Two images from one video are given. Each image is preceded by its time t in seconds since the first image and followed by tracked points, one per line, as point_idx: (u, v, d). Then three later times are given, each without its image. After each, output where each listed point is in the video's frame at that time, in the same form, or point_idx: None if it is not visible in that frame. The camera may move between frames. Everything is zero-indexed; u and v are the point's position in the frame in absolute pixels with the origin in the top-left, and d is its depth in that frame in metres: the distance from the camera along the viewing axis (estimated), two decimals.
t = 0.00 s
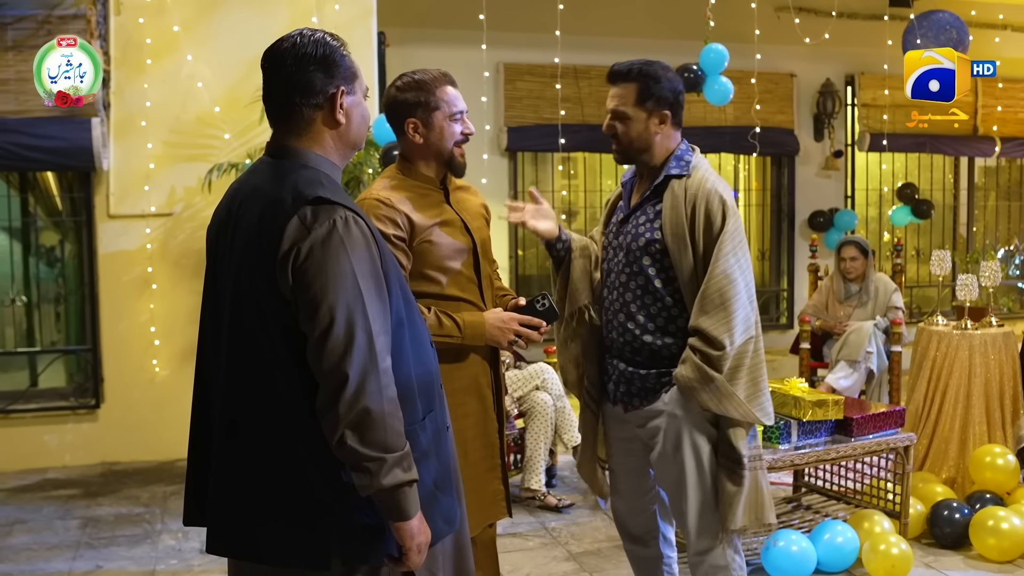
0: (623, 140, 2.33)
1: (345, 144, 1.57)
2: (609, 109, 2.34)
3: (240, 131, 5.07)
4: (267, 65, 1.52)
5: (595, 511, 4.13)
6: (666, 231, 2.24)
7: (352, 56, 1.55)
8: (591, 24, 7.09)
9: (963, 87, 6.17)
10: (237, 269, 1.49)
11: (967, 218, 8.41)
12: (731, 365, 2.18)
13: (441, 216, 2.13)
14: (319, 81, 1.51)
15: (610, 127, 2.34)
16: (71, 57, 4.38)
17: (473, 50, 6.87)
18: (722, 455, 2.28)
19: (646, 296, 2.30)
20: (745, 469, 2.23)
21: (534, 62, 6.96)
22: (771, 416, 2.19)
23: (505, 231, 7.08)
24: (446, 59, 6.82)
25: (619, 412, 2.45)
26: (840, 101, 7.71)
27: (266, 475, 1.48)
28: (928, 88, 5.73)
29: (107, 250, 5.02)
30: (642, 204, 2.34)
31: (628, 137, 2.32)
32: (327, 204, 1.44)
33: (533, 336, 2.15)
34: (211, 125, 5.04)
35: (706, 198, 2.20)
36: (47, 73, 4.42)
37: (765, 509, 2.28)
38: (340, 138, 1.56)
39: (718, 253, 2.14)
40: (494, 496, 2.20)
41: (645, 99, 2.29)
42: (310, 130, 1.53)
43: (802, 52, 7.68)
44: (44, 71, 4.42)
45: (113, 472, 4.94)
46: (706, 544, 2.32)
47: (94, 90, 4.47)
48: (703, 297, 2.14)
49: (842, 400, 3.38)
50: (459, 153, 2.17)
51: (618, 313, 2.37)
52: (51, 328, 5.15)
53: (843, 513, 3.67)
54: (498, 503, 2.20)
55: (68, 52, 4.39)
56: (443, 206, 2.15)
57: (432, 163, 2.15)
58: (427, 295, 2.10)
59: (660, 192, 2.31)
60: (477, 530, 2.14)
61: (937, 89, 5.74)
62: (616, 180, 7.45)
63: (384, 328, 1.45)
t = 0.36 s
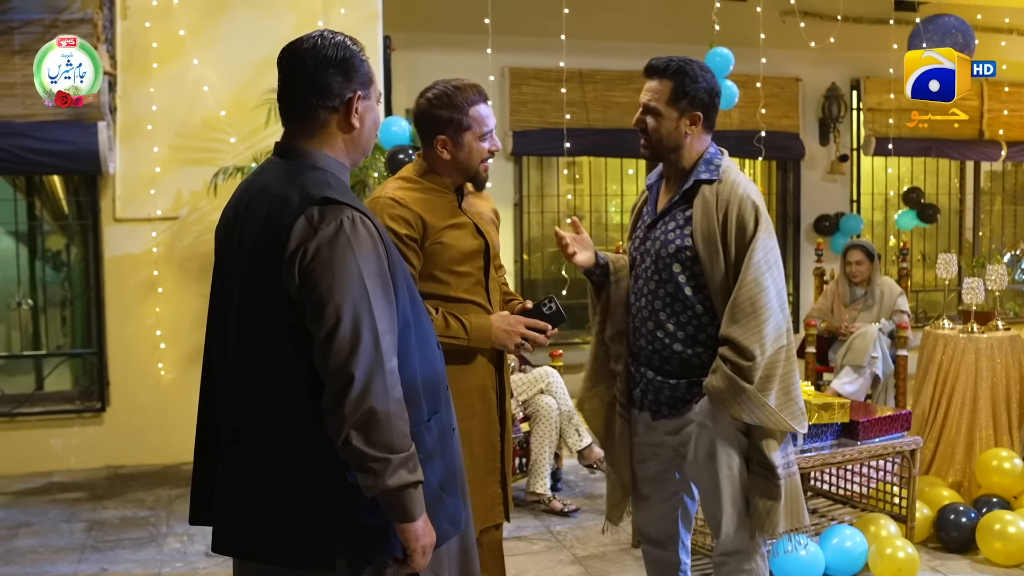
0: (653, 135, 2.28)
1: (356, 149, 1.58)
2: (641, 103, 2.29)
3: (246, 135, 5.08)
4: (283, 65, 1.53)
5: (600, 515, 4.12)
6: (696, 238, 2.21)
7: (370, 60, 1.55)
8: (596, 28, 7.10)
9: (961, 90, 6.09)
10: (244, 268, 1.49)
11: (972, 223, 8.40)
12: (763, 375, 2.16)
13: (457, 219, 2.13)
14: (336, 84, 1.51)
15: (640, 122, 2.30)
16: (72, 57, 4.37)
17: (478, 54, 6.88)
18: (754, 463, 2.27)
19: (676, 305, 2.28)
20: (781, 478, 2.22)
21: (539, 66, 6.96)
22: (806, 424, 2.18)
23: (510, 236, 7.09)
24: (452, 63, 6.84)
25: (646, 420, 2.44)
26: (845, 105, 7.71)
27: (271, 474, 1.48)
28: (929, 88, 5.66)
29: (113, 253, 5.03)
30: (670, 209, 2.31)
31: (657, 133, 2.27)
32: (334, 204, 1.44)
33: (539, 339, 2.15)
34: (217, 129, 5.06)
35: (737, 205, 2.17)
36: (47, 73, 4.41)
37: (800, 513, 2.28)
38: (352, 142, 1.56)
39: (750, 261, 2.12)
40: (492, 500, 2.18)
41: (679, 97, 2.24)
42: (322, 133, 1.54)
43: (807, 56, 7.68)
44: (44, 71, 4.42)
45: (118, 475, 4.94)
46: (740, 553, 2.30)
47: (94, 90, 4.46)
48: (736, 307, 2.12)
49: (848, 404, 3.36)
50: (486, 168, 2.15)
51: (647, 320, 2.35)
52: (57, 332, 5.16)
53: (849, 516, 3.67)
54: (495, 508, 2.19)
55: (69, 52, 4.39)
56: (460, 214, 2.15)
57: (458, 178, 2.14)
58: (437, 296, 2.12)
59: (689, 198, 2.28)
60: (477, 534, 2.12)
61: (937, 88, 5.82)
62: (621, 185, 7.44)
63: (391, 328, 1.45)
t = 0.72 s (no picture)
0: (682, 142, 2.27)
1: (363, 151, 1.58)
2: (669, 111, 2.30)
3: (249, 139, 5.10)
4: (291, 67, 1.53)
5: (604, 520, 4.12)
6: (725, 243, 2.20)
7: (377, 63, 1.55)
8: (599, 33, 7.11)
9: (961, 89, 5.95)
10: (249, 270, 1.49)
11: (976, 228, 8.38)
12: (787, 384, 2.15)
13: (475, 228, 2.13)
14: (342, 87, 1.52)
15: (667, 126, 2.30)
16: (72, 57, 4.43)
17: (481, 59, 6.90)
18: (772, 474, 2.24)
19: (700, 310, 2.27)
20: (796, 490, 2.20)
21: (542, 71, 6.97)
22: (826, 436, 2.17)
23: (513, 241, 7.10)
24: (454, 69, 6.85)
25: (664, 424, 2.43)
26: (848, 110, 7.70)
27: (275, 477, 1.49)
28: (928, 89, 5.67)
29: (117, 258, 5.04)
30: (698, 213, 2.31)
31: (687, 140, 2.27)
32: (340, 206, 1.44)
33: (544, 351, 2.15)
34: (220, 134, 5.07)
35: (768, 212, 2.17)
36: (48, 73, 4.49)
37: (818, 529, 2.24)
38: (359, 145, 1.56)
39: (780, 270, 2.12)
40: (492, 510, 2.17)
41: (709, 106, 2.23)
42: (330, 136, 1.54)
43: (810, 61, 7.68)
44: (44, 71, 4.48)
45: (122, 480, 4.94)
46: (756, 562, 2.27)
47: (93, 90, 4.50)
48: (763, 314, 2.12)
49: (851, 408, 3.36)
50: (509, 174, 2.14)
51: (669, 324, 2.34)
52: (61, 337, 5.17)
53: (853, 521, 3.65)
54: (495, 518, 2.17)
55: (69, 53, 4.46)
56: (477, 223, 2.14)
57: (480, 185, 2.14)
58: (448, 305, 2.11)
59: (718, 202, 2.27)
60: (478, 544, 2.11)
61: (938, 88, 5.66)
62: (624, 190, 7.45)
63: (396, 330, 1.45)
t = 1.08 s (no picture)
0: (686, 154, 2.28)
1: (367, 156, 1.58)
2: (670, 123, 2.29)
3: (252, 144, 5.11)
4: (295, 72, 1.54)
5: (606, 524, 4.11)
6: (740, 245, 2.21)
7: (381, 67, 1.56)
8: (601, 38, 7.13)
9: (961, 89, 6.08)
10: (253, 273, 1.50)
11: (978, 233, 8.38)
12: (797, 387, 2.17)
13: (480, 233, 2.14)
14: (344, 91, 1.52)
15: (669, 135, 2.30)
16: (72, 57, 4.46)
17: (484, 64, 6.90)
18: (780, 477, 2.25)
19: (712, 312, 2.26)
20: (809, 492, 2.20)
21: (545, 76, 6.98)
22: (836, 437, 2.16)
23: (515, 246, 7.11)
24: (457, 73, 6.86)
25: (673, 425, 2.42)
26: (850, 115, 7.70)
27: (279, 480, 1.49)
28: (928, 89, 5.85)
29: (120, 262, 5.05)
30: (712, 214, 2.31)
31: (691, 151, 2.27)
32: (344, 209, 1.45)
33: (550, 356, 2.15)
34: (223, 138, 5.08)
35: (783, 216, 2.18)
36: (47, 73, 4.50)
37: (829, 530, 2.24)
38: (363, 149, 1.57)
39: (794, 271, 2.14)
40: (489, 513, 2.16)
41: (707, 116, 2.23)
42: (334, 140, 1.55)
43: (812, 66, 7.69)
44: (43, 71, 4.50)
45: (124, 484, 4.94)
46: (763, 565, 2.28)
47: (93, 90, 4.55)
48: (775, 316, 2.13)
49: (853, 412, 3.37)
50: (515, 178, 2.15)
51: (680, 326, 2.33)
52: (63, 341, 5.18)
53: (856, 525, 3.65)
54: (492, 521, 2.16)
55: (69, 52, 4.49)
56: (483, 228, 2.15)
57: (485, 190, 2.14)
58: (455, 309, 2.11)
59: (733, 204, 2.28)
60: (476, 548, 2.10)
61: (937, 88, 5.85)
62: (627, 196, 7.45)
63: (399, 333, 1.45)
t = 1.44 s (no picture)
0: (687, 157, 2.28)
1: (372, 160, 1.58)
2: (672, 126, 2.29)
3: (255, 148, 5.11)
4: (300, 77, 1.54)
5: (608, 528, 4.10)
6: (748, 248, 2.21)
7: (384, 71, 1.56)
8: (604, 42, 7.14)
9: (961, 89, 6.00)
10: (258, 276, 1.50)
11: (981, 237, 8.37)
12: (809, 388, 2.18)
13: (480, 236, 2.14)
14: (347, 95, 1.52)
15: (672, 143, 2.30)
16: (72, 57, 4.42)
17: (486, 68, 6.90)
18: (788, 478, 2.26)
19: (721, 315, 2.25)
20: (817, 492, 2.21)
21: (547, 80, 6.98)
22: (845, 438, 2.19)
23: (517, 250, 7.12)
24: (459, 77, 6.86)
25: (680, 429, 2.41)
26: (853, 119, 7.71)
27: (282, 483, 1.49)
28: (928, 89, 5.86)
29: (123, 266, 5.05)
30: (716, 218, 2.30)
31: (693, 154, 2.27)
32: (351, 212, 1.45)
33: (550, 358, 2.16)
34: (225, 142, 5.08)
35: (789, 220, 2.19)
36: (47, 73, 4.45)
37: (831, 532, 2.26)
38: (366, 154, 1.57)
39: (805, 275, 2.15)
40: (494, 519, 2.15)
41: (710, 119, 2.23)
42: (340, 144, 1.55)
43: (815, 70, 7.69)
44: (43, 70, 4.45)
45: (126, 488, 4.94)
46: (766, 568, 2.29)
47: (93, 90, 4.53)
48: (787, 318, 2.14)
49: (856, 415, 3.35)
50: (514, 182, 2.15)
51: (685, 329, 2.31)
52: (66, 345, 5.19)
53: (859, 529, 3.64)
54: (497, 527, 2.16)
55: (68, 52, 4.44)
56: (483, 232, 2.15)
57: (485, 194, 2.14)
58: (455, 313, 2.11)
59: (738, 208, 2.28)
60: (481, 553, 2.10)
61: (937, 88, 5.83)
62: (629, 200, 7.45)
63: (405, 335, 1.45)
